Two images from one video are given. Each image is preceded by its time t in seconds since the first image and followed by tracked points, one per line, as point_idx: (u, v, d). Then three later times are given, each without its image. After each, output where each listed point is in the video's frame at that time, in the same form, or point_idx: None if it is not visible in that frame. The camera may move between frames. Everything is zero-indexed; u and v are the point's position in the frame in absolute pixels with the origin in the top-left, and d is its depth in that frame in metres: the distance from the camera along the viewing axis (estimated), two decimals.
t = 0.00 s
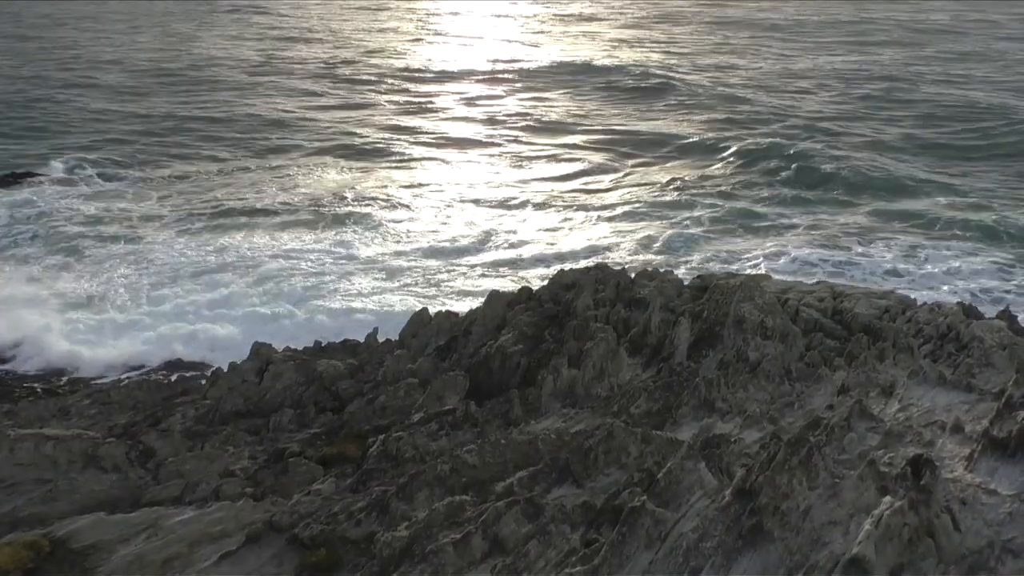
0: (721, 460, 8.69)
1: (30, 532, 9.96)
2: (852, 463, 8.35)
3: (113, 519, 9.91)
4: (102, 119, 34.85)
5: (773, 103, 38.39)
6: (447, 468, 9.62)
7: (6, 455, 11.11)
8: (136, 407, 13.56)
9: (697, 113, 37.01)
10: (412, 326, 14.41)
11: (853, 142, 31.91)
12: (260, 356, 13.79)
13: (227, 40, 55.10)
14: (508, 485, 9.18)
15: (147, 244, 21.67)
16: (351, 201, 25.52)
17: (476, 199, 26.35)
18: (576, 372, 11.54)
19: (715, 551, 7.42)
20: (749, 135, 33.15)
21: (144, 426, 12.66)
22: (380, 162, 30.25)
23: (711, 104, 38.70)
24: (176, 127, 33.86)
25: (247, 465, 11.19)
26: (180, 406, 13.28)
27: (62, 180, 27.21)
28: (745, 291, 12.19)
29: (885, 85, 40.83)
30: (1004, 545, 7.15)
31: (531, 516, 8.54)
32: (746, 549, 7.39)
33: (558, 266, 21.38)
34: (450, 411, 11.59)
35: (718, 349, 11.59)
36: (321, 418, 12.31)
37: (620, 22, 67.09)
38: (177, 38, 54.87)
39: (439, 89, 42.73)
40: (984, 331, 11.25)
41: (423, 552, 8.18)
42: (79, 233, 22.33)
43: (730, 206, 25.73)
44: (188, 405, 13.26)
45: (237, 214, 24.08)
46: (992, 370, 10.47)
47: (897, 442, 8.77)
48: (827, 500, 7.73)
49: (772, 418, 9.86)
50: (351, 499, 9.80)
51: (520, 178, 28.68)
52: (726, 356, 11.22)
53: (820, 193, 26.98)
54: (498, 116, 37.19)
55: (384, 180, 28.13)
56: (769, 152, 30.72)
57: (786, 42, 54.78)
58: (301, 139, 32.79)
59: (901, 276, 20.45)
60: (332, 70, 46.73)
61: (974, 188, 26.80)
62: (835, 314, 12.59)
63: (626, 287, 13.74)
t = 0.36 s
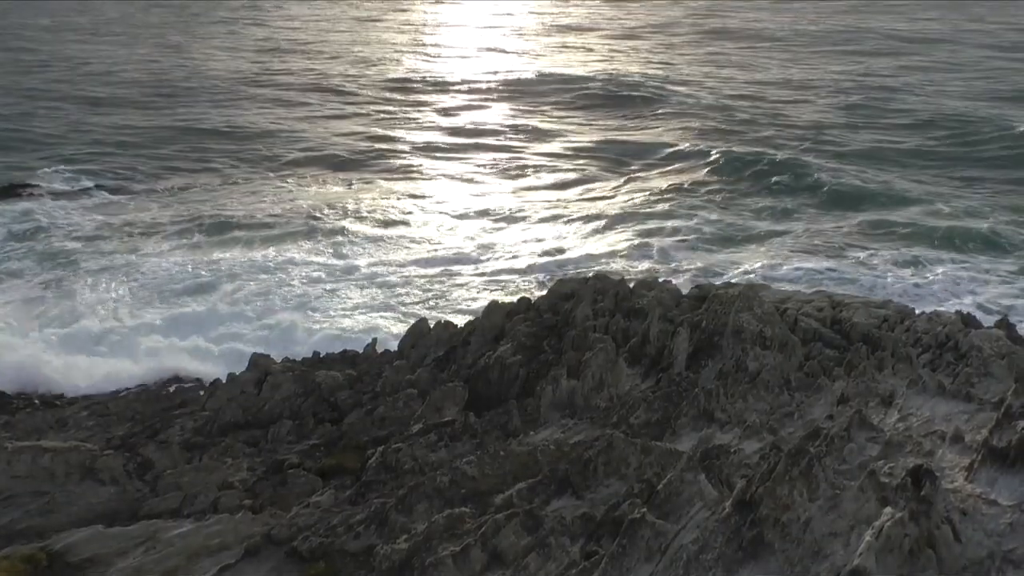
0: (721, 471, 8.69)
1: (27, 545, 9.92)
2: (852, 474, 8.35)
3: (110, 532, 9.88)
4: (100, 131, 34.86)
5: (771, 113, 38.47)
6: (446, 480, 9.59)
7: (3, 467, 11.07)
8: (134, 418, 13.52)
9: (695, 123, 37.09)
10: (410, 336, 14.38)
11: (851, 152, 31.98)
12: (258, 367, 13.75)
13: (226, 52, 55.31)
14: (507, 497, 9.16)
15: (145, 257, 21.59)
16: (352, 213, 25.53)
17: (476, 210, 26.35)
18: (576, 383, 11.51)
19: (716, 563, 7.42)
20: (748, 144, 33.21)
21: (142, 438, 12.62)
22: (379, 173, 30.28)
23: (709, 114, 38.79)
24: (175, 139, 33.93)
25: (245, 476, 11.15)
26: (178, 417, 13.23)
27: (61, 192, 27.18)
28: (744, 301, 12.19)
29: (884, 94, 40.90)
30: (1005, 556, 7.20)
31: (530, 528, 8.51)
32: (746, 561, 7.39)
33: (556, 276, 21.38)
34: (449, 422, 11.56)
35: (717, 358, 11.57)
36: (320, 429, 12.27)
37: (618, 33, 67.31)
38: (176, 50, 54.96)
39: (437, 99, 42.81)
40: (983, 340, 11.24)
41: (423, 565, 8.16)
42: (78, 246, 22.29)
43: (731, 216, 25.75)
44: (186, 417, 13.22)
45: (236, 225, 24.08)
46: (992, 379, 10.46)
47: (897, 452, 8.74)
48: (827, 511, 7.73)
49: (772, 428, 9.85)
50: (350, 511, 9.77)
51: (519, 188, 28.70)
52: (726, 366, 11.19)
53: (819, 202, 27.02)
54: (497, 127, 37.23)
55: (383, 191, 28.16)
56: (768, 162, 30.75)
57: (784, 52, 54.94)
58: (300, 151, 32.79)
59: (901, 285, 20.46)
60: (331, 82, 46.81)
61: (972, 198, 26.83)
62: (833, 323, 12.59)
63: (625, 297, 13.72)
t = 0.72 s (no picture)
0: (722, 482, 8.67)
1: (24, 561, 9.88)
2: (852, 484, 8.32)
3: (108, 547, 9.84)
4: (100, 145, 34.89)
5: (769, 123, 38.53)
6: (445, 493, 9.55)
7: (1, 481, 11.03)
8: (134, 431, 13.48)
9: (694, 134, 37.13)
10: (409, 348, 14.33)
11: (850, 162, 32.02)
12: (257, 379, 13.71)
13: (226, 65, 55.45)
14: (507, 510, 9.13)
15: (144, 272, 21.52)
16: (351, 226, 25.52)
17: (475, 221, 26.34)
18: (575, 394, 11.48)
19: None
20: (746, 155, 33.21)
21: (140, 451, 12.57)
22: (378, 185, 30.27)
23: (707, 124, 38.85)
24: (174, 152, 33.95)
25: (244, 489, 11.10)
26: (176, 430, 13.18)
27: (61, 206, 27.17)
28: (743, 312, 12.16)
29: (882, 104, 40.99)
30: (1006, 568, 7.17)
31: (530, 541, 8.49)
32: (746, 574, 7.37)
33: (556, 287, 21.41)
34: (448, 433, 11.52)
35: (715, 369, 11.55)
36: (319, 441, 12.23)
37: (617, 45, 67.53)
38: (176, 64, 55.10)
39: (436, 112, 42.87)
40: (982, 349, 11.20)
41: None
42: (78, 262, 22.26)
43: (729, 227, 25.73)
44: (185, 430, 13.17)
45: (235, 239, 24.04)
46: (992, 389, 10.43)
47: (897, 462, 8.71)
48: (828, 522, 7.71)
49: (772, 439, 9.83)
50: (349, 524, 9.73)
51: (518, 200, 28.70)
52: (725, 377, 11.17)
53: (819, 211, 26.97)
54: (496, 139, 37.28)
55: (382, 203, 28.17)
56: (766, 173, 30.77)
57: (782, 62, 55.06)
58: (299, 163, 32.79)
59: (902, 294, 20.46)
60: (331, 95, 46.91)
61: (971, 207, 26.86)
62: (832, 333, 12.56)
63: (623, 307, 13.71)
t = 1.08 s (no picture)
0: (721, 495, 8.65)
1: None
2: (852, 497, 8.30)
3: (105, 562, 9.80)
4: (99, 158, 34.89)
5: (767, 135, 38.60)
6: (443, 506, 9.53)
7: None
8: (132, 444, 13.43)
9: (692, 145, 37.20)
10: (407, 360, 14.31)
11: (849, 174, 32.08)
12: (255, 392, 13.67)
13: (226, 78, 55.62)
14: (505, 523, 9.10)
15: (143, 286, 21.47)
16: (349, 239, 25.50)
17: (473, 234, 26.33)
18: (574, 407, 11.46)
19: None
20: (745, 167, 33.26)
21: (138, 464, 12.53)
22: (377, 198, 30.27)
23: (705, 136, 38.94)
24: (174, 165, 33.99)
25: (242, 503, 11.07)
26: (174, 443, 13.14)
27: (60, 218, 27.15)
28: (741, 323, 12.15)
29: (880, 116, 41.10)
30: None
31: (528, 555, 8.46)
32: None
33: (555, 299, 21.42)
34: (447, 446, 11.50)
35: (714, 381, 11.53)
36: (317, 454, 12.20)
37: (615, 58, 67.74)
38: (176, 77, 55.19)
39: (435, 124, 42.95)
40: (981, 360, 11.18)
41: None
42: (77, 275, 22.23)
43: (728, 239, 25.73)
44: (183, 442, 13.13)
45: (234, 251, 24.01)
46: (990, 400, 10.40)
47: (896, 474, 8.69)
48: (827, 536, 7.69)
49: (770, 451, 9.82)
50: (347, 538, 9.71)
51: (516, 212, 28.71)
52: (723, 389, 11.15)
53: (818, 221, 26.95)
54: (494, 151, 37.32)
55: (381, 215, 28.20)
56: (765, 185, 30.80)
57: (780, 74, 55.24)
58: (298, 176, 32.80)
59: (901, 305, 20.47)
60: (330, 108, 46.99)
61: (969, 218, 26.89)
62: (831, 344, 12.56)
63: (622, 318, 13.70)
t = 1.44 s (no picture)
0: (720, 508, 8.63)
1: None
2: (851, 510, 8.26)
3: None
4: (100, 170, 34.90)
5: (766, 147, 38.63)
6: (442, 519, 9.50)
7: None
8: (130, 456, 13.39)
9: (692, 157, 37.21)
10: (406, 373, 14.27)
11: (848, 186, 32.08)
12: (253, 404, 13.64)
13: (225, 91, 55.77)
14: (504, 535, 9.08)
15: (142, 299, 21.43)
16: (349, 252, 25.48)
17: (473, 246, 26.30)
18: (573, 419, 11.44)
19: None
20: (744, 179, 33.29)
21: (136, 476, 12.50)
22: (377, 210, 30.25)
23: (705, 148, 38.97)
24: (174, 177, 34.02)
25: (239, 515, 11.03)
26: (172, 455, 13.10)
27: (60, 230, 27.12)
28: (740, 335, 12.13)
29: (879, 128, 41.14)
30: None
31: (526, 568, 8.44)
32: None
33: (554, 312, 21.38)
34: (445, 458, 11.46)
35: (713, 393, 11.50)
36: (315, 466, 12.15)
37: (614, 71, 67.88)
38: (176, 90, 55.29)
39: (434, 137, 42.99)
40: (980, 371, 11.14)
41: None
42: (78, 288, 22.21)
43: (727, 251, 25.71)
44: (181, 454, 13.09)
45: (234, 263, 23.99)
46: (990, 412, 10.35)
47: (896, 487, 8.65)
48: (825, 550, 7.66)
49: (770, 463, 9.79)
50: (344, 551, 9.67)
51: (515, 224, 28.69)
52: (722, 401, 11.13)
53: (817, 232, 26.94)
54: (494, 164, 37.34)
55: (381, 228, 28.20)
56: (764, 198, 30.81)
57: (779, 87, 55.34)
58: (298, 189, 32.79)
59: (901, 318, 20.42)
60: (330, 120, 47.05)
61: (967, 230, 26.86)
62: (831, 356, 12.53)
63: (621, 330, 13.68)
